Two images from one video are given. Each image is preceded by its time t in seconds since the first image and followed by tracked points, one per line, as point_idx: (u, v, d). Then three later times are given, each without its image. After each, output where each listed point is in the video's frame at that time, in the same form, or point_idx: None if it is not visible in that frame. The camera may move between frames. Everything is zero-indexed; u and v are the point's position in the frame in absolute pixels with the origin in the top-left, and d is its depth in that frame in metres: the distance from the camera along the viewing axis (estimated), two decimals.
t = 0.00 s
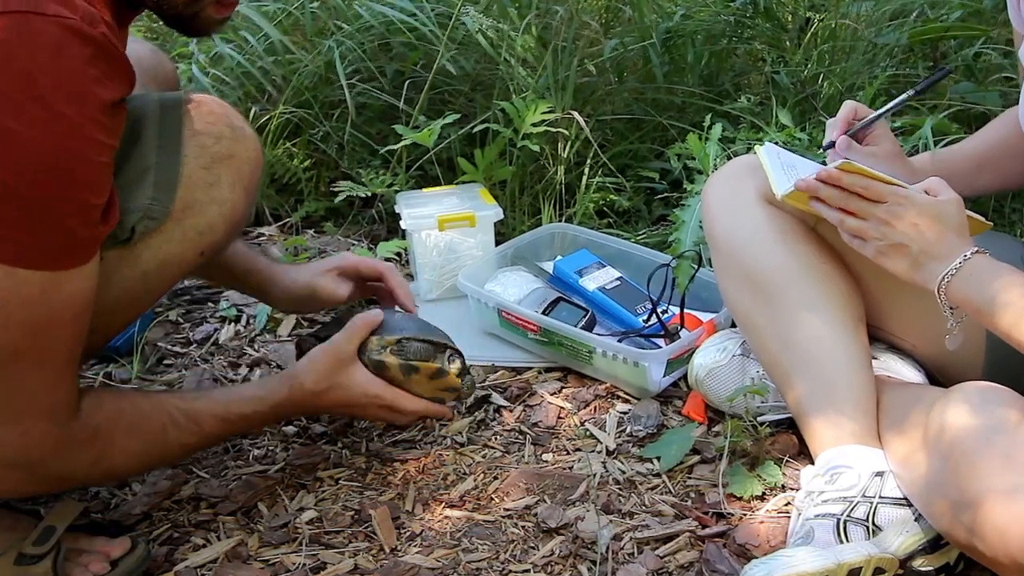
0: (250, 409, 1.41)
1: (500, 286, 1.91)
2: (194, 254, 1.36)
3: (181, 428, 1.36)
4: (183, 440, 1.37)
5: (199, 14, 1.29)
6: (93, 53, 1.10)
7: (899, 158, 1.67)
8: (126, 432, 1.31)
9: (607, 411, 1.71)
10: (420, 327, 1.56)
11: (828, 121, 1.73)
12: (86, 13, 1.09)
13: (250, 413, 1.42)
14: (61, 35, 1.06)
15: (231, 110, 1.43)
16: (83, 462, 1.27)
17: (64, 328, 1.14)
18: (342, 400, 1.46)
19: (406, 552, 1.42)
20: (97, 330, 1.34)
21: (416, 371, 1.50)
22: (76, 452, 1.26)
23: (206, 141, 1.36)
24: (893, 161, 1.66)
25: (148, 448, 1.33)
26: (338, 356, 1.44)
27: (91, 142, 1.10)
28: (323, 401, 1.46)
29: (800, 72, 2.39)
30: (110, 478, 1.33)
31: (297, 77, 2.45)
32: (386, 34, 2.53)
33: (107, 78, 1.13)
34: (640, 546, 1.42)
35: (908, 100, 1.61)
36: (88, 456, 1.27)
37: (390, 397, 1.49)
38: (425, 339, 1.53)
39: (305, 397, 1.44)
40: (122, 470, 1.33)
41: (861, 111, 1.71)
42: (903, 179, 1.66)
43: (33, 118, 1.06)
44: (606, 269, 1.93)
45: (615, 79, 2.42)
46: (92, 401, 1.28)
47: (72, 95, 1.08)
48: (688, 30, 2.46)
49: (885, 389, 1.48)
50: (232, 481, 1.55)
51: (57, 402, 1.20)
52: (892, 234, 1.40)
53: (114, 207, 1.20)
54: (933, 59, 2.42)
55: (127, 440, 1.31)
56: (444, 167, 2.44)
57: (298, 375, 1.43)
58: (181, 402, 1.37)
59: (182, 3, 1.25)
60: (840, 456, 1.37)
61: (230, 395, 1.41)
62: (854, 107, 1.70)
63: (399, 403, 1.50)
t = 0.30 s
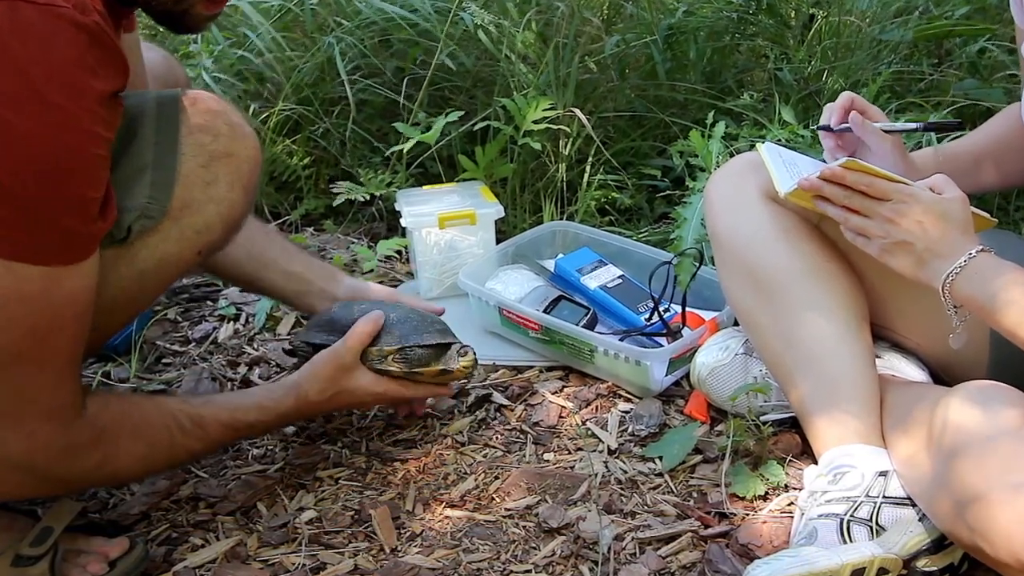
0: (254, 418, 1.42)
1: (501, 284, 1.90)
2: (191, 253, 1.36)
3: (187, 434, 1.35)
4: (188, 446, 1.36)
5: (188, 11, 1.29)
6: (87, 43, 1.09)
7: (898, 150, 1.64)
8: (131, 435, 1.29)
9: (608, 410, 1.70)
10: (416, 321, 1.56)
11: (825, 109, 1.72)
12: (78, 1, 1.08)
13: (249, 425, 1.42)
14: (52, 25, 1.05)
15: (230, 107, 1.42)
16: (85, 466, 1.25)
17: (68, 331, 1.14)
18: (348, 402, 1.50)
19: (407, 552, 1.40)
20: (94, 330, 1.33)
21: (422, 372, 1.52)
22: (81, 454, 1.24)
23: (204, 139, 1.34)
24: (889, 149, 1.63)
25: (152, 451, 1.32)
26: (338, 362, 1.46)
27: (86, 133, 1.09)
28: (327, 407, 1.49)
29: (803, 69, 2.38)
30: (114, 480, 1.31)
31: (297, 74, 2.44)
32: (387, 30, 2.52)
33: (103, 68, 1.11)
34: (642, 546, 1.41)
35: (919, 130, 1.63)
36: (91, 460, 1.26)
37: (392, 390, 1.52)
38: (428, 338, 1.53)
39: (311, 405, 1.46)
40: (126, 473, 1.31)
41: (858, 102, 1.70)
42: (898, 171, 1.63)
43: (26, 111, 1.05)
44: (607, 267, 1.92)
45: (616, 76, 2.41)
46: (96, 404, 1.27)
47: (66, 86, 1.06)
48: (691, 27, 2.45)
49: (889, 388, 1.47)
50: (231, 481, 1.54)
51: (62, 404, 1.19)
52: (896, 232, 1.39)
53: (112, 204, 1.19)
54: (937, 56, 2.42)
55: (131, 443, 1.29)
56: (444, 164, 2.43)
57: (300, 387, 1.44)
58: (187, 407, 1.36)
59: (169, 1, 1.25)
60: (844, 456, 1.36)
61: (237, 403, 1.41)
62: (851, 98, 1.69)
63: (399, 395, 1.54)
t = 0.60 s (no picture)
0: (245, 429, 1.41)
1: (502, 282, 1.89)
2: (188, 255, 1.34)
3: (177, 444, 1.34)
4: (178, 455, 1.34)
5: (188, 12, 1.27)
6: (80, 41, 1.08)
7: (901, 148, 1.62)
8: (123, 443, 1.28)
9: (610, 410, 1.69)
10: (413, 325, 1.57)
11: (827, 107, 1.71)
12: None
13: (240, 437, 1.41)
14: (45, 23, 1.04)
15: (228, 105, 1.40)
16: (72, 474, 1.23)
17: (56, 337, 1.12)
18: (339, 416, 1.49)
19: (407, 552, 1.39)
20: (89, 332, 1.31)
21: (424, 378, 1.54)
22: (70, 462, 1.22)
23: (201, 138, 1.33)
24: (892, 146, 1.62)
25: (142, 460, 1.30)
26: (334, 378, 1.44)
27: (80, 134, 1.08)
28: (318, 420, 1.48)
29: (806, 66, 2.39)
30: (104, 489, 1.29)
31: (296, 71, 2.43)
32: (387, 27, 2.51)
33: (95, 67, 1.11)
34: (644, 546, 1.40)
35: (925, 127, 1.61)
36: (81, 469, 1.24)
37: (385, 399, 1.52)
38: (428, 344, 1.54)
39: (303, 418, 1.45)
40: (114, 482, 1.29)
41: (860, 100, 1.69)
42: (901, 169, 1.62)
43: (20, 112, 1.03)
44: (609, 265, 1.91)
45: (618, 73, 2.40)
46: (87, 412, 1.25)
47: (60, 86, 1.05)
48: (693, 23, 2.43)
49: (893, 387, 1.46)
50: (230, 480, 1.53)
51: (50, 411, 1.17)
52: (900, 231, 1.38)
53: (103, 205, 1.17)
54: (941, 52, 2.40)
55: (121, 452, 1.27)
56: (445, 161, 2.41)
57: (293, 402, 1.42)
58: (179, 418, 1.35)
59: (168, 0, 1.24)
60: (848, 455, 1.35)
61: (228, 412, 1.40)
62: (853, 95, 1.68)
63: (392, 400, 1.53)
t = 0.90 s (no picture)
0: (233, 430, 1.38)
1: (503, 281, 1.88)
2: (186, 255, 1.33)
3: (164, 449, 1.32)
4: (163, 460, 1.32)
5: (191, 18, 1.22)
6: (77, 43, 1.06)
7: (905, 146, 1.61)
8: (109, 449, 1.26)
9: (612, 409, 1.68)
10: (406, 326, 1.57)
11: (830, 105, 1.69)
12: None
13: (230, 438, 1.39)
14: (45, 26, 1.02)
15: (226, 103, 1.38)
16: (53, 479, 1.21)
17: (45, 339, 1.11)
18: (332, 415, 1.46)
19: (407, 552, 1.38)
20: (86, 332, 1.30)
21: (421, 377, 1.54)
22: (55, 467, 1.20)
23: (199, 136, 1.31)
24: (896, 145, 1.60)
25: (127, 467, 1.28)
26: (324, 376, 1.43)
27: (78, 140, 1.07)
28: (312, 420, 1.45)
29: (809, 62, 2.37)
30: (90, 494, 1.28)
31: (296, 67, 2.42)
32: (387, 23, 2.50)
33: (92, 69, 1.09)
34: (647, 546, 1.39)
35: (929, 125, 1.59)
36: (62, 472, 1.22)
37: (380, 396, 1.50)
38: (423, 341, 1.54)
39: (296, 416, 1.42)
40: (96, 487, 1.27)
41: (863, 98, 1.67)
42: (905, 167, 1.60)
43: (18, 117, 1.01)
44: (611, 263, 1.90)
45: (620, 69, 2.39)
46: (71, 417, 1.23)
47: (58, 92, 1.04)
48: (695, 20, 2.41)
49: (896, 387, 1.45)
50: (229, 480, 1.52)
51: (34, 415, 1.16)
52: (903, 230, 1.36)
53: (98, 208, 1.16)
54: (945, 49, 2.39)
55: (105, 456, 1.25)
56: (446, 159, 2.40)
57: (282, 399, 1.40)
58: (165, 421, 1.33)
59: (171, 6, 1.19)
60: (851, 455, 1.33)
61: (216, 414, 1.38)
62: (857, 92, 1.66)
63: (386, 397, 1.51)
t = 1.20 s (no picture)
0: (222, 440, 1.37)
1: (503, 279, 1.87)
2: (184, 253, 1.32)
3: (149, 459, 1.30)
4: (149, 471, 1.31)
5: (190, 19, 1.20)
6: (70, 41, 1.06)
7: (910, 143, 1.59)
8: (84, 458, 1.23)
9: (613, 408, 1.67)
10: (408, 337, 1.58)
11: (833, 102, 1.68)
12: None
13: (220, 447, 1.37)
14: (40, 24, 1.02)
15: (223, 100, 1.37)
16: (31, 488, 1.20)
17: (27, 341, 1.09)
18: (327, 430, 1.43)
19: (408, 553, 1.37)
20: (81, 332, 1.29)
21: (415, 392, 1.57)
22: (38, 474, 1.19)
23: (195, 134, 1.30)
24: (900, 142, 1.59)
25: (107, 479, 1.26)
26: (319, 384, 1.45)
27: (72, 139, 1.06)
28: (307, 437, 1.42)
29: (812, 59, 2.35)
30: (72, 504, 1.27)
31: (295, 64, 2.41)
32: (387, 19, 2.49)
33: (84, 68, 1.08)
34: (648, 546, 1.38)
35: (934, 123, 1.58)
36: (40, 483, 1.20)
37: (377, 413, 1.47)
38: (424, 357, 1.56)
39: (290, 424, 1.40)
40: (77, 497, 1.25)
41: (866, 95, 1.66)
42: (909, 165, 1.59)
43: (10, 114, 1.00)
44: (613, 261, 1.89)
45: (622, 66, 2.38)
46: (52, 424, 1.21)
47: (50, 89, 1.03)
48: (697, 16, 2.40)
49: (901, 386, 1.43)
50: (228, 479, 1.51)
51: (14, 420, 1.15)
52: (907, 228, 1.35)
53: (85, 209, 1.15)
54: (949, 45, 2.39)
55: (86, 466, 1.24)
56: (446, 156, 2.39)
57: (277, 408, 1.39)
58: (151, 431, 1.31)
59: (171, 7, 1.17)
60: (854, 454, 1.32)
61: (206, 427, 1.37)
62: (860, 90, 1.65)
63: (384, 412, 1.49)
